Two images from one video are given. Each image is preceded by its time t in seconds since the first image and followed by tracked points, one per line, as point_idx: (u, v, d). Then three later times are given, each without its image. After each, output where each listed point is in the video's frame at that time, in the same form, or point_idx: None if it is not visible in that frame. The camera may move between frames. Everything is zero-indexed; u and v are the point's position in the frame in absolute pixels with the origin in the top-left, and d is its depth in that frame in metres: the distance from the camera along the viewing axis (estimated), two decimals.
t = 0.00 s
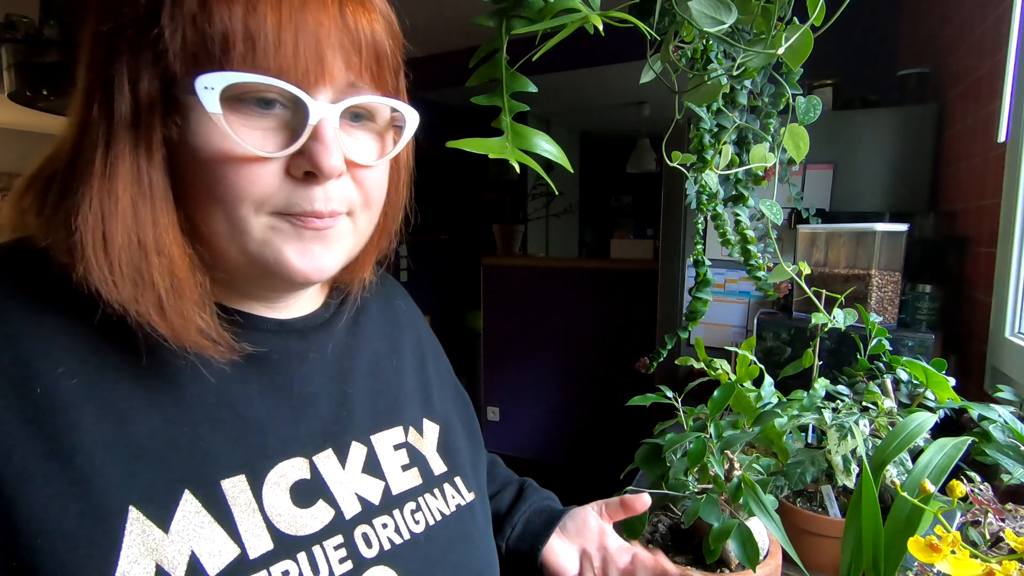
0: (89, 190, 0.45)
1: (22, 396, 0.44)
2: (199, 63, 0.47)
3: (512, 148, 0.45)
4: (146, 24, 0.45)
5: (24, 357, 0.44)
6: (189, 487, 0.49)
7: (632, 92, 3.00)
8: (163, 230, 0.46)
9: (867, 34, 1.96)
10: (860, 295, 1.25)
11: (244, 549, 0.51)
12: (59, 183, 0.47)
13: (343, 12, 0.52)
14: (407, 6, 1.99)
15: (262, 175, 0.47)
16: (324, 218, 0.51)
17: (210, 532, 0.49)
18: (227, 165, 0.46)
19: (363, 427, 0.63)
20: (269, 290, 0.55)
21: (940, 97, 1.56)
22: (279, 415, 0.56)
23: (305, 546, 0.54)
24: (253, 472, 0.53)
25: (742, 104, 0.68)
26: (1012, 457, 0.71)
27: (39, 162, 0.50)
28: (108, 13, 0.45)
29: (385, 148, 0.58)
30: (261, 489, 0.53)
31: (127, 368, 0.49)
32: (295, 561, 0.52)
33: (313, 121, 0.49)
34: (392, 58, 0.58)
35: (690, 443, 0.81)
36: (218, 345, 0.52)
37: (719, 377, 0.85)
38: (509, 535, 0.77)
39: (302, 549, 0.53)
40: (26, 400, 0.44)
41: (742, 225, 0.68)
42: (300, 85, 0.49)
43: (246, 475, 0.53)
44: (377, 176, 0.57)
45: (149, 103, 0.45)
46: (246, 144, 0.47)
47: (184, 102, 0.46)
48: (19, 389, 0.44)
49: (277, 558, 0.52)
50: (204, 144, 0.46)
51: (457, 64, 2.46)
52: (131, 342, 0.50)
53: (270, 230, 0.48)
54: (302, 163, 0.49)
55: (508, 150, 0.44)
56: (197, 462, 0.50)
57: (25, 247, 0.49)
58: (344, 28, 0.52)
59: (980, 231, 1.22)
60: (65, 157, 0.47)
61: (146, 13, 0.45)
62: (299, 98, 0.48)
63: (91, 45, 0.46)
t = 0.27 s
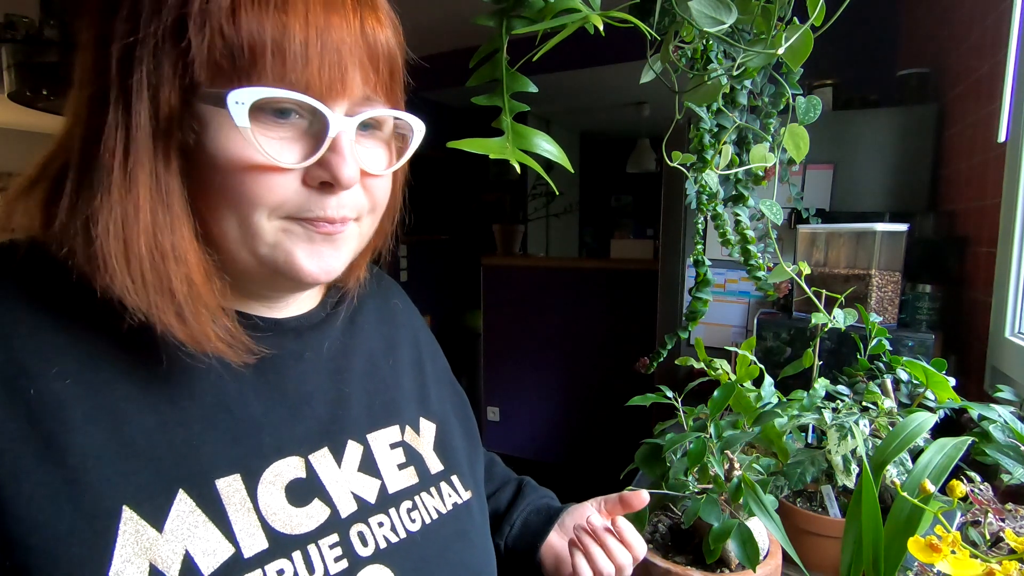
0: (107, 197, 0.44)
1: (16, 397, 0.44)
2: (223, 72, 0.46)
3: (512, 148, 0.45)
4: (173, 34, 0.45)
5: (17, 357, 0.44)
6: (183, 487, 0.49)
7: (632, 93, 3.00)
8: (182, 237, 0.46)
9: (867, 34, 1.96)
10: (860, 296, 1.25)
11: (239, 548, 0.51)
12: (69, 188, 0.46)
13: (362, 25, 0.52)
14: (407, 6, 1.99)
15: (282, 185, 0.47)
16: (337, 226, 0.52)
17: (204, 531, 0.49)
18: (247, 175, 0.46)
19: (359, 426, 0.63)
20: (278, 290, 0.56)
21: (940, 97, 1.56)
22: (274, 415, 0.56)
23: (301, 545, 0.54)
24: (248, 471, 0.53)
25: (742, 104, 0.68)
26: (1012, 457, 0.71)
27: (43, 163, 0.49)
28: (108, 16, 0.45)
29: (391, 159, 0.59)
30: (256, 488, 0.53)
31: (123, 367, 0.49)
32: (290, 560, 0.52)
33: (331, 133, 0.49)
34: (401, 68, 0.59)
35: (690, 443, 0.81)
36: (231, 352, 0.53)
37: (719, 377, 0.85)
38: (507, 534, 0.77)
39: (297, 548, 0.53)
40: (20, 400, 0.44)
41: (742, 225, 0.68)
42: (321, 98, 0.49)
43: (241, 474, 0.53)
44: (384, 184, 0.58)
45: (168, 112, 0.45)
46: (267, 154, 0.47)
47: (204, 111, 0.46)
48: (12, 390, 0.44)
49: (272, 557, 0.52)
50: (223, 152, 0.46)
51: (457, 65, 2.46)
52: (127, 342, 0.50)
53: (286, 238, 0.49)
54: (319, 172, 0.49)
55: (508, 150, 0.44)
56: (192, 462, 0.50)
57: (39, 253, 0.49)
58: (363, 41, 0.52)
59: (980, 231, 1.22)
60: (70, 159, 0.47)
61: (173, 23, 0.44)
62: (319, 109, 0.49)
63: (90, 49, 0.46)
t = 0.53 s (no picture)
0: (106, 198, 0.44)
1: (13, 397, 0.43)
2: (226, 75, 0.46)
3: (512, 148, 0.45)
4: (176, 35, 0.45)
5: (14, 357, 0.44)
6: (182, 486, 0.49)
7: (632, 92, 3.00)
8: (181, 238, 0.46)
9: (867, 34, 1.96)
10: (860, 295, 1.25)
11: (237, 547, 0.51)
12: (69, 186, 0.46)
13: (365, 27, 0.52)
14: (407, 6, 1.99)
15: (282, 189, 0.47)
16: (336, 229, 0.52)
17: (203, 530, 0.49)
18: (247, 177, 0.46)
19: (358, 425, 0.63)
20: (277, 291, 0.56)
21: (940, 98, 1.56)
22: (273, 414, 0.56)
23: (299, 544, 0.54)
24: (246, 471, 0.53)
25: (742, 104, 0.68)
26: (1012, 457, 0.71)
27: (44, 161, 0.49)
28: (108, 17, 0.45)
29: (391, 162, 0.59)
30: (254, 488, 0.53)
31: (120, 368, 0.49)
32: (289, 560, 0.52)
33: (332, 138, 0.49)
34: (404, 71, 0.59)
35: (690, 443, 0.81)
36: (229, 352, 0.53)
37: (719, 377, 0.85)
38: (506, 534, 0.77)
39: (295, 548, 0.53)
40: (17, 401, 0.43)
41: (741, 225, 0.68)
42: (323, 102, 0.49)
43: (239, 474, 0.53)
44: (384, 188, 0.58)
45: (170, 113, 0.45)
46: (267, 158, 0.46)
47: (205, 113, 0.46)
48: (9, 390, 0.43)
49: (271, 556, 0.52)
50: (223, 155, 0.46)
51: (457, 65, 2.46)
52: (125, 342, 0.50)
53: (285, 240, 0.49)
54: (320, 176, 0.49)
55: (508, 150, 0.44)
56: (191, 462, 0.50)
57: (41, 252, 0.49)
58: (366, 44, 0.52)
59: (980, 231, 1.22)
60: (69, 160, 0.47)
61: (177, 24, 0.44)
62: (320, 114, 0.48)
63: (89, 50, 0.46)
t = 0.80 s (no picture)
0: (118, 199, 0.44)
1: (13, 395, 0.43)
2: (237, 75, 0.46)
3: (512, 148, 0.45)
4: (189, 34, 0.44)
5: (13, 356, 0.44)
6: (182, 484, 0.49)
7: (632, 92, 3.00)
8: (191, 239, 0.46)
9: (867, 34, 1.96)
10: (860, 295, 1.25)
11: (238, 544, 0.51)
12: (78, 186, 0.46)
13: (377, 32, 0.52)
14: (407, 6, 1.99)
15: (292, 191, 0.47)
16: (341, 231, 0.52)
17: (203, 528, 0.49)
18: (258, 179, 0.46)
19: (357, 422, 0.63)
20: (284, 292, 0.56)
21: (940, 98, 1.56)
22: (273, 412, 0.57)
23: (299, 542, 0.54)
24: (246, 469, 0.53)
25: (742, 104, 0.68)
26: (1012, 457, 0.71)
27: (51, 159, 0.48)
28: (114, 16, 0.45)
29: (395, 166, 0.60)
30: (254, 485, 0.53)
31: (120, 366, 0.49)
32: (289, 557, 0.52)
33: (340, 141, 0.50)
34: (413, 75, 0.60)
35: (690, 443, 0.81)
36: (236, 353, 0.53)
37: (719, 377, 0.85)
38: (501, 530, 0.78)
39: (296, 545, 0.53)
40: (16, 399, 0.43)
41: (742, 225, 0.68)
42: (334, 105, 0.50)
43: (239, 471, 0.53)
44: (388, 192, 0.58)
45: (181, 114, 0.45)
46: (278, 160, 0.47)
47: (217, 114, 0.46)
48: (8, 389, 0.43)
49: (271, 554, 0.52)
50: (234, 156, 0.46)
51: (457, 65, 2.46)
52: (126, 340, 0.50)
53: (293, 243, 0.49)
54: (328, 179, 0.49)
55: (508, 150, 0.44)
56: (191, 460, 0.50)
57: (50, 251, 0.49)
58: (377, 48, 0.52)
59: (980, 231, 1.22)
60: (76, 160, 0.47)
61: (191, 23, 0.44)
62: (329, 116, 0.49)
63: (93, 48, 0.46)
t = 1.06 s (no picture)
0: (117, 206, 0.44)
1: (9, 396, 0.43)
2: (238, 82, 0.46)
3: (512, 148, 0.45)
4: (191, 40, 0.44)
5: (11, 357, 0.44)
6: (181, 485, 0.49)
7: (632, 93, 3.00)
8: (191, 246, 0.46)
9: (867, 35, 1.96)
10: (860, 296, 1.25)
11: (237, 546, 0.51)
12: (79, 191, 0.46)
13: (380, 38, 0.53)
14: (407, 6, 1.99)
15: (291, 200, 0.47)
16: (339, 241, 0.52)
17: (201, 529, 0.49)
18: (257, 188, 0.46)
19: (357, 422, 0.63)
20: (283, 299, 0.56)
21: (940, 98, 1.56)
22: (272, 412, 0.57)
23: (298, 543, 0.54)
24: (245, 470, 0.53)
25: (742, 104, 0.68)
26: (1012, 457, 0.71)
27: (52, 161, 0.48)
28: (116, 18, 0.45)
29: (397, 174, 0.59)
30: (254, 486, 0.53)
31: (118, 367, 0.49)
32: (288, 558, 0.52)
33: (341, 150, 0.50)
34: (415, 81, 0.60)
35: (690, 443, 0.81)
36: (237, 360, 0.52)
37: (719, 377, 0.85)
38: (509, 534, 0.77)
39: (295, 546, 0.53)
40: (12, 400, 0.43)
41: (742, 225, 0.68)
42: (336, 114, 0.50)
43: (238, 472, 0.53)
44: (389, 200, 0.58)
45: (182, 119, 0.45)
46: (277, 169, 0.46)
47: (218, 120, 0.46)
48: (4, 389, 0.43)
49: (270, 555, 0.52)
50: (234, 164, 0.46)
51: (457, 65, 2.46)
52: (125, 341, 0.50)
53: (291, 251, 0.49)
54: (327, 188, 0.49)
55: (508, 150, 0.44)
56: (189, 462, 0.50)
57: (49, 255, 0.49)
58: (380, 54, 0.52)
59: (980, 231, 1.22)
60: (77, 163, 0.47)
61: (193, 30, 0.44)
62: (331, 126, 0.49)
63: (96, 51, 0.46)
